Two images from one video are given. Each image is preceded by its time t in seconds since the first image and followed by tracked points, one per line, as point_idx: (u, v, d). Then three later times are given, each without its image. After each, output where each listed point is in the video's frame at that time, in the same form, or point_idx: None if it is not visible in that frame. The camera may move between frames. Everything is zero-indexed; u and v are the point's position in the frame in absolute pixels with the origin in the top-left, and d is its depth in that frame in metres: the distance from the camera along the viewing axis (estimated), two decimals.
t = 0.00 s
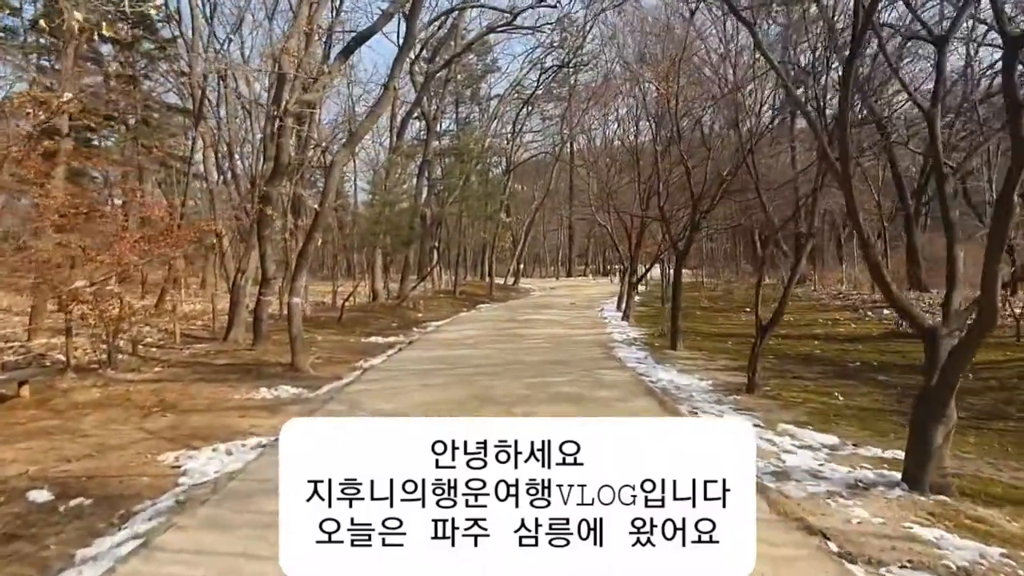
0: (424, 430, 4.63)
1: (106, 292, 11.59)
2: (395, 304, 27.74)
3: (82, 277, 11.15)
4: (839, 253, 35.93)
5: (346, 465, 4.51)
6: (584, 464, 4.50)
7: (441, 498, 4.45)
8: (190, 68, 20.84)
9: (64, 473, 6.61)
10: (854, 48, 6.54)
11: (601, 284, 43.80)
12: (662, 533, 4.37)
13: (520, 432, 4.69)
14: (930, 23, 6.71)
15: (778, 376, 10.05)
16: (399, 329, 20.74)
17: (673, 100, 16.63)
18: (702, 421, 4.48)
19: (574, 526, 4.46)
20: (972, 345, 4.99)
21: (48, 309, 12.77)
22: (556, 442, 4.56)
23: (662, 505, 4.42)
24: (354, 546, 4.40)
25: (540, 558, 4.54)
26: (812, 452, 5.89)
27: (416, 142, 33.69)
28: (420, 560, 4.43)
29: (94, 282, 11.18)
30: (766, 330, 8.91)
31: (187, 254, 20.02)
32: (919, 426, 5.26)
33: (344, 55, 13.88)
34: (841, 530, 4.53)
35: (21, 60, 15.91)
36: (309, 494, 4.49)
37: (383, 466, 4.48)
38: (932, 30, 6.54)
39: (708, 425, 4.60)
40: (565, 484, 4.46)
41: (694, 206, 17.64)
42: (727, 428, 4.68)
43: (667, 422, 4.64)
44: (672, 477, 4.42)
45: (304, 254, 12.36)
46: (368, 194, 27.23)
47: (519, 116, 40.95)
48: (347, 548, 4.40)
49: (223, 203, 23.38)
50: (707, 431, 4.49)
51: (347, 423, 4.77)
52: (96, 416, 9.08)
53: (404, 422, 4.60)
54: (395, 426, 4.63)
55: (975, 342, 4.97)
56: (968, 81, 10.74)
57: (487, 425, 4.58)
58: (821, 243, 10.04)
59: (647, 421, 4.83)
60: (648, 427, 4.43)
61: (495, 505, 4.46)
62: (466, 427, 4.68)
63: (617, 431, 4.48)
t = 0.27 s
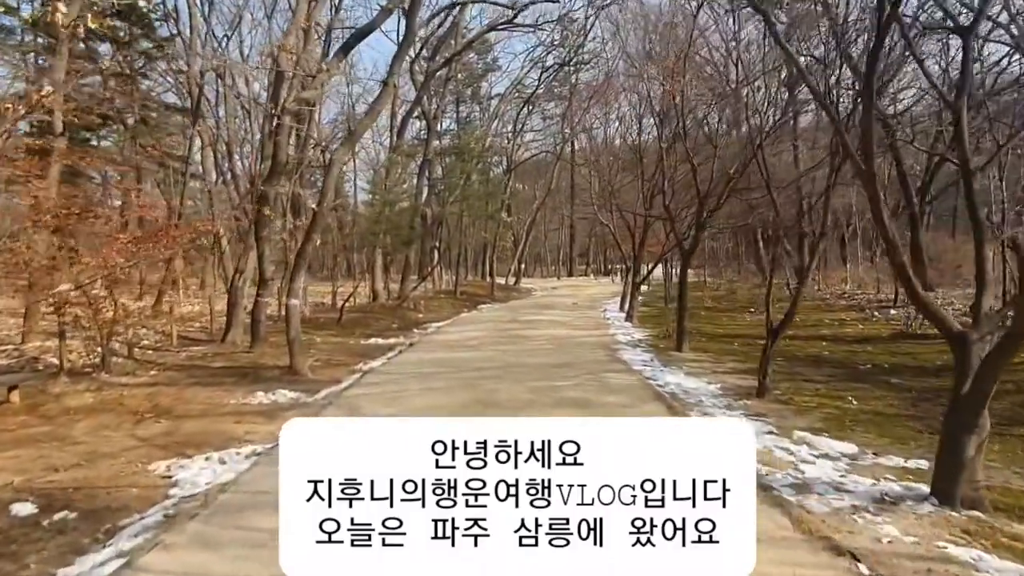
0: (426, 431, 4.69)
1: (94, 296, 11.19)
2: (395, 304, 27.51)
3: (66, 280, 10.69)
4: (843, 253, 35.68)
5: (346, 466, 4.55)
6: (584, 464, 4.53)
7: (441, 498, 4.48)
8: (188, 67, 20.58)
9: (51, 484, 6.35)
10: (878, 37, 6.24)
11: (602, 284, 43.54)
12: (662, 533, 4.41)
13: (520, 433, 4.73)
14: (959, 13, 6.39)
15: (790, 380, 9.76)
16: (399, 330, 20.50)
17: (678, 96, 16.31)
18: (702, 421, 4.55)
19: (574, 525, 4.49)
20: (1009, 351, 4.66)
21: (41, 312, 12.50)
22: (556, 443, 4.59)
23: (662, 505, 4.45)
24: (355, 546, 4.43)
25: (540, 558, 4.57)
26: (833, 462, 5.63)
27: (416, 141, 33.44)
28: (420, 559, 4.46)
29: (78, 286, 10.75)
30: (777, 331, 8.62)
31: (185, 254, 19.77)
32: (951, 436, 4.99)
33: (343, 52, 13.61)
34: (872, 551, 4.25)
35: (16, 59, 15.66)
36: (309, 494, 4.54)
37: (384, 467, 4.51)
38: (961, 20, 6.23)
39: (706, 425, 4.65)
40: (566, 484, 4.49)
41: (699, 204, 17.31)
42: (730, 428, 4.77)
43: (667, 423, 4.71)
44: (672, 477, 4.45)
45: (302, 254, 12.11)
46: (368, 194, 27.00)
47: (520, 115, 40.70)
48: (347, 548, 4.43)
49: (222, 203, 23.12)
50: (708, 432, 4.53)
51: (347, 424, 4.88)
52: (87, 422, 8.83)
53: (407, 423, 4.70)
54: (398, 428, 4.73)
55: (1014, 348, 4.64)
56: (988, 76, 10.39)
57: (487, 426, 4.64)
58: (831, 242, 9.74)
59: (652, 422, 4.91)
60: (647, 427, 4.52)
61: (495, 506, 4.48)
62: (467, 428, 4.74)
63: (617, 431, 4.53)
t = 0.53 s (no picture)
0: (426, 432, 4.69)
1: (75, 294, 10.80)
2: (396, 304, 27.23)
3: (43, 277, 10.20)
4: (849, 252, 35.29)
5: (345, 466, 4.55)
6: (584, 464, 4.52)
7: (441, 498, 4.46)
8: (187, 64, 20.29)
9: (31, 491, 6.05)
10: (904, 18, 5.92)
11: (605, 283, 43.25)
12: (662, 533, 4.38)
13: (520, 433, 4.73)
14: None
15: (802, 381, 9.45)
16: (400, 329, 20.21)
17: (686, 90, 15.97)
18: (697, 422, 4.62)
19: (574, 526, 4.47)
20: None
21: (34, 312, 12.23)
22: (556, 442, 4.58)
23: (662, 505, 4.43)
24: (354, 546, 4.41)
25: (540, 559, 4.55)
26: (856, 470, 5.32)
27: (418, 140, 33.16)
28: (419, 559, 4.45)
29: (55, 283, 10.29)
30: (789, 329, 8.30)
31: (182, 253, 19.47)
32: (985, 442, 4.70)
33: (343, 46, 13.33)
34: (909, 569, 3.95)
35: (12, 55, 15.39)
36: (309, 494, 4.52)
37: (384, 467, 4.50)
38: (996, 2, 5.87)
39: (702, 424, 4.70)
40: (566, 484, 4.48)
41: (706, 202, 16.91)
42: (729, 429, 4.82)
43: (671, 422, 4.75)
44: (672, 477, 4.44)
45: (299, 252, 11.80)
46: (369, 192, 26.73)
47: (523, 114, 40.40)
48: (347, 548, 4.40)
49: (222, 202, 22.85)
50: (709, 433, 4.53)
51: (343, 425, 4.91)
52: (75, 426, 8.53)
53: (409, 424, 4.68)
54: (397, 429, 4.74)
55: None
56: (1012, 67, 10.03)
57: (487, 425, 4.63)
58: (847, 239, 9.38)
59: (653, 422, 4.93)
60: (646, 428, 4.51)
61: (495, 506, 4.46)
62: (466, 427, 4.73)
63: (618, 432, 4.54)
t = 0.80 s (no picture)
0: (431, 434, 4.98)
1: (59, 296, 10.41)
2: (396, 304, 26.97)
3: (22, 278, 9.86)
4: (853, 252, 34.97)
5: (347, 467, 4.77)
6: (583, 464, 4.73)
7: (441, 498, 4.66)
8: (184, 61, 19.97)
9: (12, 502, 5.77)
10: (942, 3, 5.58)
11: (606, 283, 42.97)
12: (662, 533, 4.54)
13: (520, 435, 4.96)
14: None
15: (813, 384, 9.19)
16: (399, 330, 19.97)
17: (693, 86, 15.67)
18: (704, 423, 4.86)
19: (574, 525, 4.64)
20: None
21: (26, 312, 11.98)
22: (556, 443, 4.80)
23: (662, 505, 4.59)
24: (355, 546, 4.58)
25: (540, 560, 4.68)
26: (881, 483, 5.05)
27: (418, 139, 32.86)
28: (420, 560, 4.61)
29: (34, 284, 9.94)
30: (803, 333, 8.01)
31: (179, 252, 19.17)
32: None
33: (341, 41, 13.04)
34: None
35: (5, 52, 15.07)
36: (309, 494, 4.72)
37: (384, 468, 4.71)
38: None
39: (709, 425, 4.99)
40: (565, 484, 4.67)
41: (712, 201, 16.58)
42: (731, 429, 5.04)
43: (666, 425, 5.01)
44: (671, 477, 4.63)
45: (296, 252, 11.53)
46: (369, 190, 26.44)
47: (524, 113, 40.11)
48: (347, 548, 4.57)
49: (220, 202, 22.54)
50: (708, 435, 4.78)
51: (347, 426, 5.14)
52: (63, 431, 8.24)
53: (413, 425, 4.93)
54: (404, 431, 5.08)
55: None
56: None
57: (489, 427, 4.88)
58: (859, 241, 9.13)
59: (653, 425, 5.21)
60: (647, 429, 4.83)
61: (495, 506, 4.63)
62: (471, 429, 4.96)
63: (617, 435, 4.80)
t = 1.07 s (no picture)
0: (427, 430, 4.67)
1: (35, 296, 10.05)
2: (396, 303, 26.70)
3: None
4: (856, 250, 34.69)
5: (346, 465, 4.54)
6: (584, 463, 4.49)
7: (441, 498, 4.43)
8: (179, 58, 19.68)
9: None
10: None
11: (607, 282, 42.72)
12: (662, 533, 4.31)
13: (520, 432, 4.70)
14: None
15: (826, 385, 8.88)
16: (398, 330, 19.67)
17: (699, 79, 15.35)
18: (705, 422, 4.48)
19: (574, 526, 4.40)
20: None
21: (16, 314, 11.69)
22: (556, 442, 4.56)
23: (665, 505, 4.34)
24: (354, 546, 4.36)
25: (540, 559, 4.48)
26: (910, 492, 4.75)
27: (417, 137, 32.61)
28: (418, 561, 4.39)
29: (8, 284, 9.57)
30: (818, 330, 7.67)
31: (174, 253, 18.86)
32: None
33: (337, 34, 12.74)
34: None
35: None
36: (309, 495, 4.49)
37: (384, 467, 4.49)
38: None
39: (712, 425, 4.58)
40: (566, 484, 4.44)
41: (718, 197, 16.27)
42: (732, 428, 4.77)
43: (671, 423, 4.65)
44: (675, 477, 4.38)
45: (290, 251, 11.21)
46: (368, 189, 26.15)
47: (524, 111, 39.86)
48: (347, 548, 4.35)
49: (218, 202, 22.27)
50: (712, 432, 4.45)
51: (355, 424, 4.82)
52: (48, 438, 7.93)
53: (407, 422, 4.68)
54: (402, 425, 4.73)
55: None
56: None
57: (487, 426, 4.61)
58: (875, 235, 8.81)
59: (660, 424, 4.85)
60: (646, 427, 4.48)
61: (495, 506, 4.42)
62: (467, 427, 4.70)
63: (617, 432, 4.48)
